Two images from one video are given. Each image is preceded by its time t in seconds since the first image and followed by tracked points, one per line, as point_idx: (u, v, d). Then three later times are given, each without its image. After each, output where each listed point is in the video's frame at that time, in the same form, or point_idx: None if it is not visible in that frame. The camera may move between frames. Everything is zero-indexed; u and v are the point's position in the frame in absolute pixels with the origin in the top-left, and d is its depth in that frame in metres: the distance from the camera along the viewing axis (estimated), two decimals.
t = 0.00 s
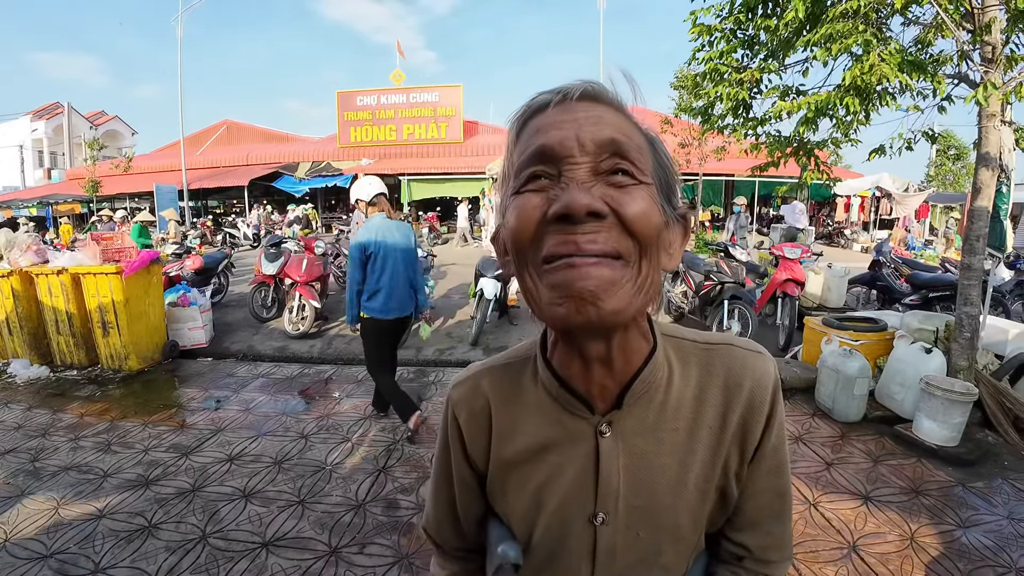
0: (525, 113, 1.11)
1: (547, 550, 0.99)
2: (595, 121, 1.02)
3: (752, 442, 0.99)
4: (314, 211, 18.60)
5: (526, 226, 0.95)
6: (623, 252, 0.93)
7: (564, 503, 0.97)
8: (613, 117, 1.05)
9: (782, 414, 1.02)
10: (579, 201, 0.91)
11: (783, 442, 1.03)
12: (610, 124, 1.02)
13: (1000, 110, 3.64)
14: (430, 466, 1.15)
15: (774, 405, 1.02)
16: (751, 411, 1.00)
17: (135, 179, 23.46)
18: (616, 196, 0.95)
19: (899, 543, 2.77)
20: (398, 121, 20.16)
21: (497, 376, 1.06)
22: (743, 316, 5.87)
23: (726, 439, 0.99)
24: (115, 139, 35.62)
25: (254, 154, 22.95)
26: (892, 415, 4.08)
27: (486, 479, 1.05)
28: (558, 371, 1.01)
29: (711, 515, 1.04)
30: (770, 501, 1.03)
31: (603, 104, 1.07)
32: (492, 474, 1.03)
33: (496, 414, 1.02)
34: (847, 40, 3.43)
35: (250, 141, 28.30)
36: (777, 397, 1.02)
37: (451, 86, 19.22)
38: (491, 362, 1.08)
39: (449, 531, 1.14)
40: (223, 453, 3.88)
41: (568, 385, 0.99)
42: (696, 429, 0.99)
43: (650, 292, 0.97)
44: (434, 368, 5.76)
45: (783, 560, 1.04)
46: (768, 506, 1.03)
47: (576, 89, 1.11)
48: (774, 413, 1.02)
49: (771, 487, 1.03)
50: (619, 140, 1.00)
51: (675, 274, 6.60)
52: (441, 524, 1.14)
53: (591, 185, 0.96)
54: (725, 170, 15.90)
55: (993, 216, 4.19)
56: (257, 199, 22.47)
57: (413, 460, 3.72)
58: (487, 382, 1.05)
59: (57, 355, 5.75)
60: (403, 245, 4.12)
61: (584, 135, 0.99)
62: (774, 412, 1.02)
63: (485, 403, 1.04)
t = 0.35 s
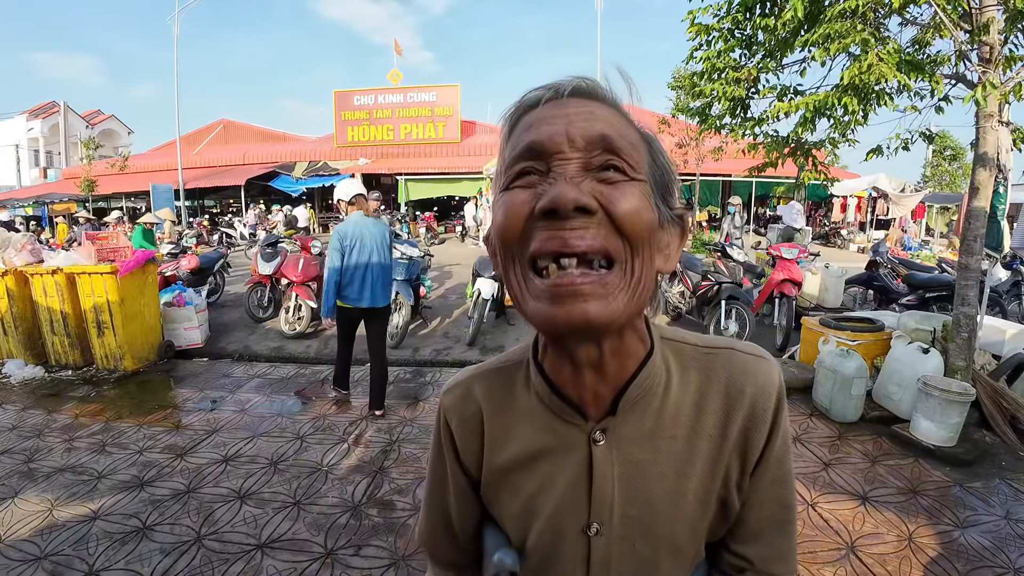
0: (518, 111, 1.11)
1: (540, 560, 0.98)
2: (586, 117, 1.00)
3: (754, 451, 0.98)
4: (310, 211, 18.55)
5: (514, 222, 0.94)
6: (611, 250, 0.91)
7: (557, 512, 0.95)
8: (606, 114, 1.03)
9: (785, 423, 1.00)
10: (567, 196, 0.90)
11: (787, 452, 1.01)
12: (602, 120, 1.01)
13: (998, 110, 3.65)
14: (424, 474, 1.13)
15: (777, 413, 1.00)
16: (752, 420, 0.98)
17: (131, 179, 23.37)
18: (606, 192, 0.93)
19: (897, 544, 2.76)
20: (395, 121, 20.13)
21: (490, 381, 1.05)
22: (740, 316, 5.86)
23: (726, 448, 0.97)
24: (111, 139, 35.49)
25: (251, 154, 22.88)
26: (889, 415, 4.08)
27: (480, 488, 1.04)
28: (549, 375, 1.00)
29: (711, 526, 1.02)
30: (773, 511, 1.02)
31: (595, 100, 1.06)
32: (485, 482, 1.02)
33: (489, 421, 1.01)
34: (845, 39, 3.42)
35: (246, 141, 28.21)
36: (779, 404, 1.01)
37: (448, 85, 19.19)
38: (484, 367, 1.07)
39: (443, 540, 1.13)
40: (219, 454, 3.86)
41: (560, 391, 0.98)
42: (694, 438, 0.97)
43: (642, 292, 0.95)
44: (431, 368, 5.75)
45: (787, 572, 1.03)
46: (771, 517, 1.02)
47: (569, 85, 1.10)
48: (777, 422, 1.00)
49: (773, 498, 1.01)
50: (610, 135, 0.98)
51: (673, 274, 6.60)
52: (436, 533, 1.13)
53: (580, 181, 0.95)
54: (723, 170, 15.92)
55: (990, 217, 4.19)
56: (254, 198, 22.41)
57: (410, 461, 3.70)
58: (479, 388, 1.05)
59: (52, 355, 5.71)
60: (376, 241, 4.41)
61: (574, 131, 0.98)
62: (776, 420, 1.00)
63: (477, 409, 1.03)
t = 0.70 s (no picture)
0: (516, 105, 1.09)
1: (543, 566, 0.95)
2: (585, 109, 0.98)
3: (764, 454, 0.96)
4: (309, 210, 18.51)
5: (513, 219, 0.92)
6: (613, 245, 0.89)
7: (559, 516, 0.93)
8: (605, 105, 1.01)
9: (795, 424, 0.98)
10: (566, 190, 0.88)
11: (797, 455, 0.99)
12: (601, 111, 0.99)
13: (1000, 109, 3.63)
14: (425, 477, 1.11)
15: (787, 414, 0.98)
16: (761, 421, 0.96)
17: (130, 178, 23.31)
18: (607, 185, 0.91)
19: (899, 544, 2.75)
20: (395, 120, 20.10)
21: (492, 382, 1.03)
22: (741, 315, 5.85)
23: (734, 450, 0.95)
24: (110, 138, 35.43)
25: (250, 153, 22.84)
26: (891, 415, 4.06)
27: (481, 491, 1.02)
28: (551, 376, 0.98)
29: (719, 530, 1.00)
30: (782, 516, 1.00)
31: (593, 92, 1.04)
32: (487, 486, 1.00)
33: (490, 422, 1.00)
34: (847, 37, 3.40)
35: (245, 140, 28.16)
36: (789, 405, 0.99)
37: (447, 84, 19.14)
38: (486, 367, 1.05)
39: (444, 546, 1.10)
40: (217, 455, 3.83)
41: (563, 391, 0.96)
42: (702, 440, 0.95)
43: (646, 289, 0.92)
44: (431, 368, 5.73)
45: None
46: (780, 522, 1.00)
47: (566, 77, 1.09)
48: (787, 423, 0.99)
49: (783, 502, 0.99)
50: (610, 127, 0.96)
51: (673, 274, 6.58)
52: (436, 538, 1.10)
53: (579, 174, 0.93)
54: (723, 170, 15.88)
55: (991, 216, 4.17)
56: (253, 197, 22.37)
57: (409, 462, 3.68)
58: (480, 388, 1.03)
59: (50, 355, 5.68)
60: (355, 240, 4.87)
61: (572, 123, 0.96)
62: (786, 422, 0.98)
63: (478, 410, 1.02)
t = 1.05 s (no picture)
0: (523, 97, 1.07)
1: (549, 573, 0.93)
2: (594, 99, 0.96)
3: (775, 455, 0.95)
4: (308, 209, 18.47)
5: (520, 211, 0.90)
6: (623, 238, 0.87)
7: (566, 521, 0.91)
8: (615, 97, 1.00)
9: (806, 424, 0.97)
10: (575, 180, 0.85)
11: (808, 455, 0.98)
12: (611, 103, 0.97)
13: (1002, 107, 3.61)
14: (425, 481, 1.09)
15: (798, 414, 0.97)
16: (772, 421, 0.95)
17: (129, 177, 23.27)
18: (616, 177, 0.89)
19: (902, 545, 2.73)
20: (394, 118, 20.07)
21: (494, 384, 1.02)
22: (741, 314, 5.83)
23: (747, 451, 0.94)
24: (109, 137, 35.36)
25: (249, 153, 22.80)
26: (892, 415, 4.05)
27: (484, 497, 1.00)
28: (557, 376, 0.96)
29: (728, 533, 0.99)
30: (793, 516, 0.98)
31: (603, 84, 1.02)
32: (490, 490, 0.98)
33: (494, 425, 0.98)
34: (849, 34, 3.38)
35: (244, 139, 28.11)
36: (800, 405, 0.97)
37: (446, 83, 19.10)
38: (488, 368, 1.04)
39: (445, 551, 1.08)
40: (215, 455, 3.82)
41: (569, 394, 0.94)
42: (712, 442, 0.93)
43: (656, 285, 0.90)
44: (430, 367, 5.71)
45: None
46: (790, 522, 0.99)
47: (574, 68, 1.07)
48: (798, 423, 0.97)
49: (793, 502, 0.98)
50: (619, 118, 0.94)
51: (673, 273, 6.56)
52: (436, 544, 1.08)
53: (588, 165, 0.91)
54: (722, 169, 15.86)
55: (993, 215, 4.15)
56: (253, 196, 22.34)
57: (408, 462, 3.66)
58: (482, 390, 1.01)
59: (48, 354, 5.66)
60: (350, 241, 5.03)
61: (581, 113, 0.94)
62: (798, 422, 0.96)
63: (480, 413, 1.00)
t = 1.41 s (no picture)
0: (522, 82, 1.05)
1: None
2: (597, 82, 0.94)
3: (784, 457, 0.93)
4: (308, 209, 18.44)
5: (518, 198, 0.87)
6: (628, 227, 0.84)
7: (567, 526, 0.89)
8: (619, 80, 0.97)
9: (814, 425, 0.96)
10: (576, 164, 0.83)
11: (816, 457, 0.96)
12: (615, 85, 0.94)
13: (1004, 104, 3.58)
14: (420, 487, 1.07)
15: (807, 414, 0.95)
16: (781, 421, 0.93)
17: (128, 177, 23.23)
18: (620, 162, 0.86)
19: (903, 545, 2.71)
20: (394, 117, 20.04)
21: (491, 384, 1.00)
22: (742, 313, 5.81)
23: (754, 454, 0.92)
24: (108, 137, 35.31)
25: (248, 152, 22.76)
26: (893, 414, 4.03)
27: (481, 502, 0.98)
28: (558, 376, 0.94)
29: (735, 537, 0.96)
30: (799, 520, 0.96)
31: (606, 68, 1.00)
32: (487, 495, 0.96)
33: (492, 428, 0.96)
34: (851, 30, 3.35)
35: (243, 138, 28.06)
36: (809, 404, 0.96)
37: (445, 82, 19.06)
38: (486, 369, 1.02)
39: (440, 560, 1.05)
40: (213, 455, 3.79)
41: (570, 393, 0.91)
42: (719, 442, 0.91)
43: (662, 277, 0.88)
44: (429, 367, 5.68)
45: None
46: (798, 525, 0.97)
47: (575, 53, 1.05)
48: (806, 423, 0.95)
49: (801, 505, 0.96)
50: (623, 101, 0.92)
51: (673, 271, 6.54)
52: (431, 552, 1.05)
53: (591, 149, 0.88)
54: (723, 167, 15.83)
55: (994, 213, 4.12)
56: (252, 196, 22.31)
57: (406, 462, 3.64)
58: (479, 390, 0.99)
59: (46, 354, 5.64)
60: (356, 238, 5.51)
61: (583, 96, 0.91)
62: (806, 422, 0.95)
63: (477, 413, 0.98)
